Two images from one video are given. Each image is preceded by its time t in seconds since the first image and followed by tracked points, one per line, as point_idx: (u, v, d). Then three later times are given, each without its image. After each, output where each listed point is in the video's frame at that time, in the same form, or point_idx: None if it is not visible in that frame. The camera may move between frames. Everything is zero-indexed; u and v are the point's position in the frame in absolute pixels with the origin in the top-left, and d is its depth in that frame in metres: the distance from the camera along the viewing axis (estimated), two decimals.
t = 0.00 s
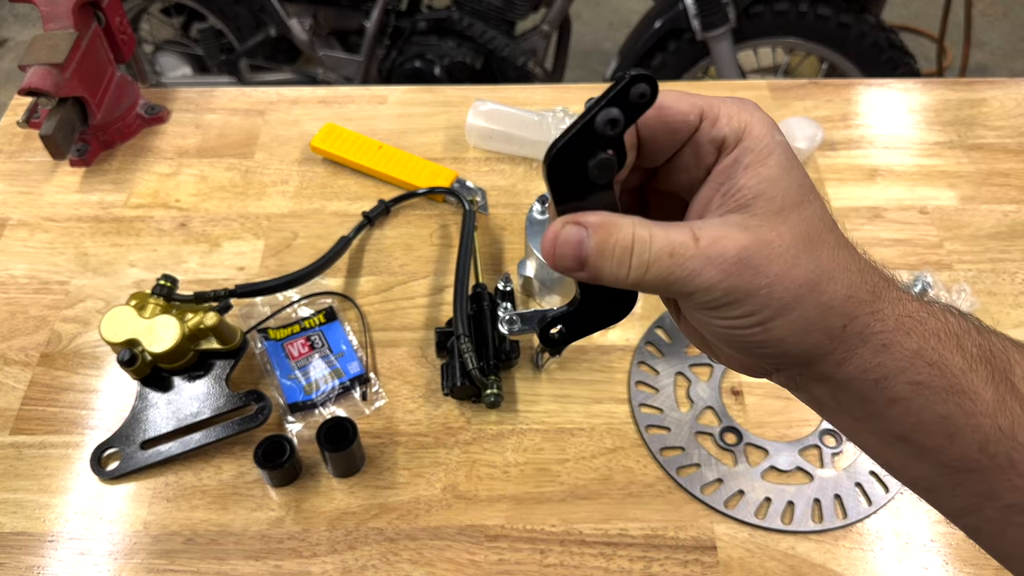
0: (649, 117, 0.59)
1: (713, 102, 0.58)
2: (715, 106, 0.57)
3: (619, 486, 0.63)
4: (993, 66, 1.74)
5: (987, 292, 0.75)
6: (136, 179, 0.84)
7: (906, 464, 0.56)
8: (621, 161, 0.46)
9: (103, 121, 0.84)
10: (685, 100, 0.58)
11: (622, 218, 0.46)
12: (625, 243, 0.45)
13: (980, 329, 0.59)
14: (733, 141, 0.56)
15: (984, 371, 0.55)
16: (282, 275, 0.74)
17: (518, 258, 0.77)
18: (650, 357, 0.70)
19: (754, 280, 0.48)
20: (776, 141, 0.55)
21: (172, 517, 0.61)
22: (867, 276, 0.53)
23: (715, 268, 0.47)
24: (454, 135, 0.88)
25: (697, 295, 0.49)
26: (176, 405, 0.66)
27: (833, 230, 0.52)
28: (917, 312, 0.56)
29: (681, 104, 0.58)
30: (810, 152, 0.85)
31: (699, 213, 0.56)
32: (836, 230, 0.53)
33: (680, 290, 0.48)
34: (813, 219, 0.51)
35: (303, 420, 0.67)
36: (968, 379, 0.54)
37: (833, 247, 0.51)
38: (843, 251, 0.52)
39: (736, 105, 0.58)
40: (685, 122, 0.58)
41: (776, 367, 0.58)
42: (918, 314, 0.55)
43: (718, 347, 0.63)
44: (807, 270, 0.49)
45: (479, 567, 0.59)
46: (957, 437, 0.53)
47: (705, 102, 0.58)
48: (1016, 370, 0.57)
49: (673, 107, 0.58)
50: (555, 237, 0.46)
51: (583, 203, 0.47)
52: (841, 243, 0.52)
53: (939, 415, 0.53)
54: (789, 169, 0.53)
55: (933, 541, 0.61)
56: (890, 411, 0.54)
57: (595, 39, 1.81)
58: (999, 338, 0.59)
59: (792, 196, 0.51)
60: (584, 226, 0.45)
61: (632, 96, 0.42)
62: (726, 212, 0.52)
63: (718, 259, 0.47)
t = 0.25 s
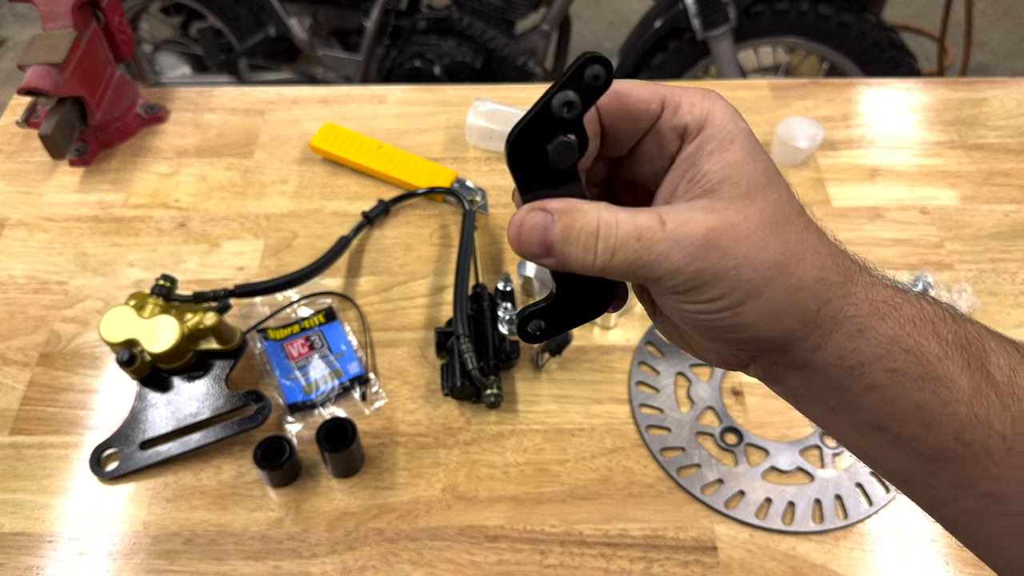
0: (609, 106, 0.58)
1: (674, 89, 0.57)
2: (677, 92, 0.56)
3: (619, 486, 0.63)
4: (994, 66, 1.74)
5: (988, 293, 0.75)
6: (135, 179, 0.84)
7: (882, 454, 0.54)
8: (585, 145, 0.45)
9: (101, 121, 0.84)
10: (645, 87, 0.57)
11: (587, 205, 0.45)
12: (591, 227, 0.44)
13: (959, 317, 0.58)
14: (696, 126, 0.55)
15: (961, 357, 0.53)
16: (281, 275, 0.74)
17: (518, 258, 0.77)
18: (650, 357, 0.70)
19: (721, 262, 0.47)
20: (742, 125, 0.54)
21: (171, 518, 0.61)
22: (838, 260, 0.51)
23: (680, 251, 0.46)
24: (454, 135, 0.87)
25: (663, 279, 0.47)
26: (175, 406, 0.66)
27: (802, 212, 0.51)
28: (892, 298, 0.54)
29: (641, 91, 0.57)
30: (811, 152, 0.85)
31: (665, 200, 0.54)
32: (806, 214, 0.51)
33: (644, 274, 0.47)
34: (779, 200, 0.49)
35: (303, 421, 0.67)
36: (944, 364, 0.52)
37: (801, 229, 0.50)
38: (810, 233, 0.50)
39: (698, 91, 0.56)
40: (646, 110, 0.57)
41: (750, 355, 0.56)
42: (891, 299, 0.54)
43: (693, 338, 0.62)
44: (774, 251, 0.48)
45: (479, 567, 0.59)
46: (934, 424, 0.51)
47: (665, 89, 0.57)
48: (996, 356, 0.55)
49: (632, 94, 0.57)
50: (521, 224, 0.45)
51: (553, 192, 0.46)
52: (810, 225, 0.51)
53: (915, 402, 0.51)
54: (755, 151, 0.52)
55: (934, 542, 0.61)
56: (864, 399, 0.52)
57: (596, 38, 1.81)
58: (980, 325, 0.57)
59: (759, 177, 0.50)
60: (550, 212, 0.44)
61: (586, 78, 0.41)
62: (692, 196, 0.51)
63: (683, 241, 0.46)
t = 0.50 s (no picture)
0: (571, 120, 0.58)
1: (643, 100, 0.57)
2: (640, 105, 0.56)
3: (619, 486, 0.63)
4: (994, 66, 1.74)
5: (989, 293, 0.75)
6: (135, 179, 0.84)
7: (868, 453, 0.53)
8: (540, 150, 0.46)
9: (101, 121, 0.83)
10: (607, 102, 0.57)
11: (564, 193, 0.46)
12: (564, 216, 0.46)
13: (960, 324, 0.55)
14: (664, 139, 0.55)
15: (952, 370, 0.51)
16: (281, 275, 0.74)
17: (518, 258, 0.77)
18: (650, 357, 0.70)
19: (679, 268, 0.47)
20: (721, 135, 0.53)
21: (171, 518, 0.61)
22: (822, 266, 0.50)
23: (647, 253, 0.46)
24: (454, 135, 0.87)
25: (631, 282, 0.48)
26: (175, 406, 0.66)
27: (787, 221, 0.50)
28: (881, 306, 0.52)
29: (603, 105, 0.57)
30: (812, 152, 0.85)
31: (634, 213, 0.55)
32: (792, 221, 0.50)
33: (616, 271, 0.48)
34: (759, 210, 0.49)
35: (303, 421, 0.67)
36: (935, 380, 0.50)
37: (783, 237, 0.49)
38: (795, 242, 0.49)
39: (665, 100, 0.56)
40: (609, 126, 0.57)
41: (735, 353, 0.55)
42: (883, 307, 0.52)
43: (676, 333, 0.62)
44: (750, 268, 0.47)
45: (479, 568, 0.59)
46: (920, 433, 0.50)
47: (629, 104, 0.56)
48: (993, 367, 0.53)
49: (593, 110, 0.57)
50: (502, 205, 0.45)
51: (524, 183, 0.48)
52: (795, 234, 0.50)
53: (898, 414, 0.50)
54: (735, 158, 0.52)
55: (934, 542, 0.61)
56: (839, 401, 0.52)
57: (596, 38, 1.81)
58: (981, 332, 0.55)
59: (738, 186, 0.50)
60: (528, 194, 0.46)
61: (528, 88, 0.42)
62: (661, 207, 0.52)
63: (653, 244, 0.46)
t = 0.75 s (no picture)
0: (563, 162, 0.48)
1: (646, 137, 0.47)
2: (638, 151, 0.47)
3: (619, 486, 0.63)
4: (994, 66, 1.74)
5: (989, 292, 0.75)
6: (134, 179, 0.84)
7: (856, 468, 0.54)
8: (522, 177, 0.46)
9: (101, 121, 0.83)
10: (601, 145, 0.47)
11: (562, 217, 0.46)
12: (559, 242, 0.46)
13: (958, 353, 0.53)
14: (663, 191, 0.47)
15: (945, 405, 0.49)
16: (281, 275, 0.74)
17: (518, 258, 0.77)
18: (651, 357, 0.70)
19: (656, 314, 0.47)
20: (729, 180, 0.46)
21: (171, 518, 0.61)
22: (807, 313, 0.48)
23: (631, 294, 0.46)
24: (454, 134, 0.87)
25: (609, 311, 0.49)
26: (175, 406, 0.66)
27: (786, 263, 0.47)
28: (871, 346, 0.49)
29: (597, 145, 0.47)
30: (812, 152, 0.85)
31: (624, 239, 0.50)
32: (792, 261, 0.47)
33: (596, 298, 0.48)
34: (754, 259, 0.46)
35: (303, 421, 0.67)
36: (923, 418, 0.49)
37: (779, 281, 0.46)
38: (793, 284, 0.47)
39: (668, 141, 0.47)
40: (604, 172, 0.48)
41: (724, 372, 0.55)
42: (878, 339, 0.50)
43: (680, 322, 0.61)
44: (731, 318, 0.46)
45: (479, 568, 0.59)
46: (905, 461, 0.50)
47: (627, 145, 0.47)
48: (992, 400, 0.50)
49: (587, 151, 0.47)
50: (500, 228, 0.45)
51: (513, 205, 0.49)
52: (793, 276, 0.47)
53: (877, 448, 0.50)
54: (740, 208, 0.46)
55: (934, 542, 0.61)
56: (819, 427, 0.52)
57: (596, 38, 1.81)
58: (979, 360, 0.53)
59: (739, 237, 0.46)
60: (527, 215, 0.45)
61: (495, 132, 0.42)
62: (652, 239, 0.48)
63: (640, 287, 0.46)
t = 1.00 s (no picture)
0: (545, 206, 0.45)
1: (631, 192, 0.44)
2: (621, 207, 0.44)
3: (619, 486, 0.63)
4: (995, 66, 1.74)
5: (989, 293, 0.75)
6: (134, 179, 0.84)
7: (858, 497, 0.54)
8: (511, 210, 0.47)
9: (101, 121, 0.83)
10: (586, 194, 0.44)
11: (568, 257, 0.44)
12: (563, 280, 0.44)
13: (958, 386, 0.51)
14: (646, 248, 0.45)
15: (944, 443, 0.49)
16: (281, 275, 0.74)
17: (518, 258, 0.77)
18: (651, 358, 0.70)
19: (653, 366, 0.46)
20: (716, 236, 0.45)
21: (171, 518, 0.61)
22: (803, 362, 0.47)
23: (634, 344, 0.45)
24: (454, 135, 0.87)
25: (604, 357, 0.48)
26: (175, 406, 0.66)
27: (778, 312, 0.46)
28: (868, 391, 0.48)
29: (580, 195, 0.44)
30: (812, 152, 0.85)
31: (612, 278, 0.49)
32: (786, 307, 0.46)
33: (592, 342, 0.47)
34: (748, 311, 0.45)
35: (302, 421, 0.67)
36: (921, 458, 0.49)
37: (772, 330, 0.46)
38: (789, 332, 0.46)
39: (654, 199, 0.44)
40: (585, 223, 0.45)
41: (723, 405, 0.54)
42: (876, 380, 0.49)
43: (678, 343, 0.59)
44: (728, 370, 0.46)
45: (479, 568, 0.59)
46: (904, 496, 0.50)
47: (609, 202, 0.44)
48: (992, 435, 0.50)
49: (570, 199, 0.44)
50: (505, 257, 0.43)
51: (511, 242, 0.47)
52: (787, 325, 0.46)
53: (876, 483, 0.50)
54: (729, 263, 0.45)
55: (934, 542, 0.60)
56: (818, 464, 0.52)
57: (596, 38, 1.81)
58: (980, 391, 0.52)
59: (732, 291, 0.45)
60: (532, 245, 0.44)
61: (462, 175, 0.41)
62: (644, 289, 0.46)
63: (641, 336, 0.45)
